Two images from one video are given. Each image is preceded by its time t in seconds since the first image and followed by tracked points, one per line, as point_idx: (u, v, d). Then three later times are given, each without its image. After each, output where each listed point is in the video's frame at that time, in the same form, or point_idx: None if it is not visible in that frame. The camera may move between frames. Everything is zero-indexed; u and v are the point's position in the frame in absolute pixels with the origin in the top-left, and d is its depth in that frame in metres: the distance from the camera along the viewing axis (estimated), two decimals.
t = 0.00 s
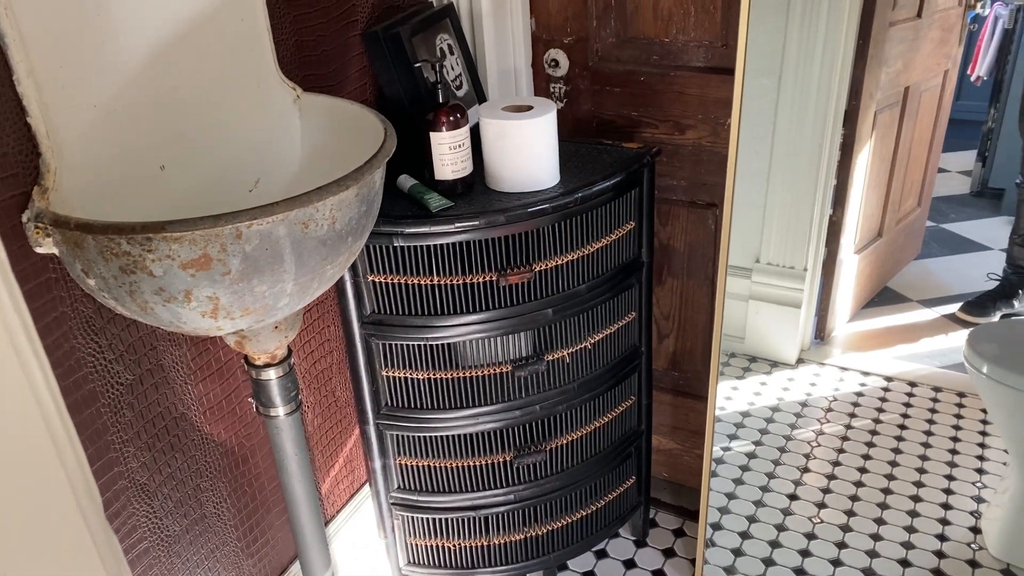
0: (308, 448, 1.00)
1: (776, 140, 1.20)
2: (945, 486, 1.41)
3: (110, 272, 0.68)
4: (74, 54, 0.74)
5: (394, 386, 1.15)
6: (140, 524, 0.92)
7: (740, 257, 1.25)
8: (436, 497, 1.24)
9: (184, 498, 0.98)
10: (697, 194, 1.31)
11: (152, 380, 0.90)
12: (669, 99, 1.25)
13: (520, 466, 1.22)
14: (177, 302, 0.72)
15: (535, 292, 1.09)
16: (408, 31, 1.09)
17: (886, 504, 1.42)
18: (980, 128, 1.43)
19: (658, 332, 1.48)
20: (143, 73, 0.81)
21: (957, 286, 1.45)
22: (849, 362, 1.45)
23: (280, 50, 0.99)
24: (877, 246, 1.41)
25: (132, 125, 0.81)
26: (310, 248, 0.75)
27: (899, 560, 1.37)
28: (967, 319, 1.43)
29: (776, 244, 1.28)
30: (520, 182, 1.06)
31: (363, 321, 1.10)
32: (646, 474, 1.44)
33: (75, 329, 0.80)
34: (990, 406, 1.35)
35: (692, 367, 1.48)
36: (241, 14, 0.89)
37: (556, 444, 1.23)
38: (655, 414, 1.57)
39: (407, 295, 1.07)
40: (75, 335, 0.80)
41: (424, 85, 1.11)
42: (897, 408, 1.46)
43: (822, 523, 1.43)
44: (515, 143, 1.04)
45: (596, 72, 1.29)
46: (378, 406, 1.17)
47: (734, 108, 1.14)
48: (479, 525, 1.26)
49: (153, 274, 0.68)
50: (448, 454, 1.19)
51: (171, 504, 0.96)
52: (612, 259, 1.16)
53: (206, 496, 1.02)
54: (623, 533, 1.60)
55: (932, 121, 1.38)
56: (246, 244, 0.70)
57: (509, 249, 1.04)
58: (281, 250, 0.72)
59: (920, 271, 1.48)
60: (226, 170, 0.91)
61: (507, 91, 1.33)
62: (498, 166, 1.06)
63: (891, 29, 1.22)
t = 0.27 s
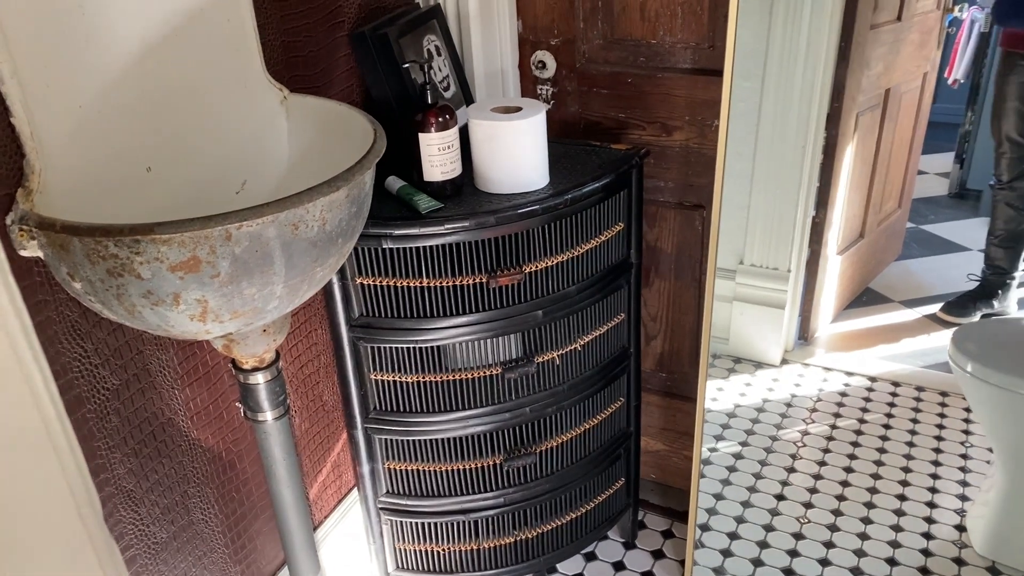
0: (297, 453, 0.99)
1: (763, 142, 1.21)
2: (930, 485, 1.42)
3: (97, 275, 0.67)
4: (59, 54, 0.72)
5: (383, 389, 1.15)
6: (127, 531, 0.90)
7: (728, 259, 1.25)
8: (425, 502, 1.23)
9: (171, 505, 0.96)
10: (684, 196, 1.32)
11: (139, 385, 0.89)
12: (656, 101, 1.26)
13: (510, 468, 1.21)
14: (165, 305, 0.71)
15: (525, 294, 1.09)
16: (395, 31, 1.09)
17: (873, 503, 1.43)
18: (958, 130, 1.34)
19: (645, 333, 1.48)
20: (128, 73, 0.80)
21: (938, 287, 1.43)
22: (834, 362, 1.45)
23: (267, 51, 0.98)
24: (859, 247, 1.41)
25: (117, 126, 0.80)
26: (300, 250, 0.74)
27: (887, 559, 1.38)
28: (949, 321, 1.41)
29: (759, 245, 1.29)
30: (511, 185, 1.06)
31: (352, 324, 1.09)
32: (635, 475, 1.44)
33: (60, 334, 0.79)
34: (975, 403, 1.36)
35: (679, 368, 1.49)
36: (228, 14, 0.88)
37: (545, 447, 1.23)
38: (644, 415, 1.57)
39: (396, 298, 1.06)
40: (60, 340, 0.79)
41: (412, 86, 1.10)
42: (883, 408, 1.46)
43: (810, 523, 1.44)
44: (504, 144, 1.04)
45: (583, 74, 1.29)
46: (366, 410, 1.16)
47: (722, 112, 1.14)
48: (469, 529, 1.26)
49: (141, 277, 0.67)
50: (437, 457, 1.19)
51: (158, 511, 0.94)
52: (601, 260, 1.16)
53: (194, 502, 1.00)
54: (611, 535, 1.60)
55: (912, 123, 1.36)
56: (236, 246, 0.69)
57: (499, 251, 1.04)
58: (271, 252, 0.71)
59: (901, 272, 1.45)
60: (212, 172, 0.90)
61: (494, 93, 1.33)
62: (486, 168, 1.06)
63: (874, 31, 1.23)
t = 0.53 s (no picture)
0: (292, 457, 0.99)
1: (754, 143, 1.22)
2: (918, 484, 1.44)
3: (95, 280, 0.67)
4: (55, 57, 0.72)
5: (378, 393, 1.14)
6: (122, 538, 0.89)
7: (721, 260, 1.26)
8: (420, 505, 1.22)
9: (167, 511, 0.95)
10: (677, 198, 1.32)
11: (135, 390, 0.88)
12: (648, 104, 1.26)
13: (505, 471, 1.21)
14: (163, 309, 0.70)
15: (521, 296, 1.09)
16: (389, 34, 1.09)
17: (863, 502, 1.44)
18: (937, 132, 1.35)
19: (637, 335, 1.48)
20: (124, 76, 0.79)
21: (921, 287, 1.45)
22: (820, 363, 1.46)
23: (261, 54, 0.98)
24: (844, 249, 1.42)
25: (113, 129, 0.79)
26: (299, 253, 0.74)
27: (878, 557, 1.39)
28: (933, 321, 1.44)
29: (746, 246, 1.29)
30: (504, 186, 1.06)
31: (347, 327, 1.09)
32: (629, 477, 1.44)
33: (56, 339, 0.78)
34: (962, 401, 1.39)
35: (671, 369, 1.49)
36: (223, 16, 0.88)
37: (541, 449, 1.23)
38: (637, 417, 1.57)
39: (392, 301, 1.06)
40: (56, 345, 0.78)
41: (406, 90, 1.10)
42: (869, 408, 1.48)
43: (801, 522, 1.45)
44: (498, 146, 1.04)
45: (575, 76, 1.30)
46: (360, 413, 1.16)
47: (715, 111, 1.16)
48: (464, 533, 1.25)
49: (140, 281, 0.67)
50: (433, 461, 1.18)
51: (153, 517, 0.93)
52: (596, 262, 1.16)
53: (189, 508, 0.99)
54: (604, 537, 1.60)
55: (895, 124, 1.38)
56: (235, 250, 0.68)
57: (495, 254, 1.04)
58: (271, 255, 0.71)
59: (885, 273, 1.47)
60: (207, 175, 0.90)
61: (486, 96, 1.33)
62: (479, 170, 1.06)
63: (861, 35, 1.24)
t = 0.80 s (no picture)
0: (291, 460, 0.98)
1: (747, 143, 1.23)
2: (910, 481, 1.44)
3: (96, 281, 0.66)
4: (54, 58, 0.71)
5: (376, 395, 1.14)
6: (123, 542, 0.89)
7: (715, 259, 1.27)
8: (418, 508, 1.22)
9: (166, 514, 0.95)
10: (671, 198, 1.33)
11: (134, 394, 0.87)
12: (642, 105, 1.27)
13: (503, 472, 1.22)
14: (165, 311, 0.70)
15: (519, 297, 1.09)
16: (385, 35, 1.08)
17: (856, 500, 1.45)
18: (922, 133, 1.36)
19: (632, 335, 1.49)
20: (122, 78, 0.79)
21: (909, 286, 1.44)
22: (811, 362, 1.47)
23: (258, 55, 0.97)
24: (832, 249, 1.43)
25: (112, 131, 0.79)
26: (302, 254, 0.73)
27: (872, 554, 1.42)
28: (921, 320, 1.43)
29: (735, 245, 1.31)
30: (501, 188, 1.06)
31: (344, 329, 1.09)
32: (625, 477, 1.44)
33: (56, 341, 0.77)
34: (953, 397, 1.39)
35: (666, 369, 1.50)
36: (222, 17, 0.87)
37: (538, 449, 1.24)
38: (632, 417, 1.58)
39: (389, 303, 1.06)
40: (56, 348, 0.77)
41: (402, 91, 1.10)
42: (860, 406, 1.47)
43: (795, 521, 1.46)
44: (495, 147, 1.04)
45: (569, 77, 1.30)
46: (357, 415, 1.15)
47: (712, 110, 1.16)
48: (461, 534, 1.25)
49: (142, 283, 0.66)
50: (430, 462, 1.18)
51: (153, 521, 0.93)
52: (592, 263, 1.16)
53: (188, 512, 0.99)
54: (600, 537, 1.60)
55: (881, 124, 1.38)
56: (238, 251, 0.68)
57: (493, 255, 1.04)
58: (274, 256, 0.71)
59: (872, 273, 1.46)
60: (205, 177, 0.89)
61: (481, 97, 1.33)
62: (477, 172, 1.06)
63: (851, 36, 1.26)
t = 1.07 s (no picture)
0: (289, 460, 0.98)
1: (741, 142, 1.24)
2: (902, 477, 1.45)
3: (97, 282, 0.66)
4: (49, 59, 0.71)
5: (373, 395, 1.14)
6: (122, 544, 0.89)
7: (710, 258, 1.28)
8: (415, 507, 1.22)
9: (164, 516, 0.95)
10: (665, 197, 1.34)
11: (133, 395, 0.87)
12: (636, 105, 1.28)
13: (500, 471, 1.22)
14: (166, 311, 0.70)
15: (515, 295, 1.09)
16: (381, 36, 1.09)
17: (848, 496, 1.45)
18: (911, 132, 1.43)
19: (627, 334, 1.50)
20: (119, 78, 0.79)
21: (900, 284, 1.50)
22: (802, 360, 1.48)
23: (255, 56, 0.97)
24: (821, 248, 1.46)
25: (108, 132, 0.79)
26: (302, 253, 0.74)
27: (865, 550, 1.42)
28: (910, 318, 1.47)
29: (727, 245, 1.31)
30: (497, 188, 1.07)
31: (341, 329, 1.09)
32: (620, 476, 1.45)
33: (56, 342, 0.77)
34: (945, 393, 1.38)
35: (660, 367, 1.51)
36: (219, 18, 0.87)
37: (535, 448, 1.24)
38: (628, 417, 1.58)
39: (387, 303, 1.06)
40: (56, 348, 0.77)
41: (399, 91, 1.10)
42: (852, 403, 1.48)
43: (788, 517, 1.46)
44: (492, 147, 1.04)
45: (564, 78, 1.31)
46: (354, 415, 1.15)
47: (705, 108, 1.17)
48: (458, 534, 1.25)
49: (143, 283, 0.66)
50: (427, 462, 1.18)
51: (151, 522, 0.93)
52: (588, 262, 1.17)
53: (186, 513, 0.99)
54: (596, 536, 1.61)
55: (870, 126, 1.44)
56: (240, 251, 0.68)
57: (490, 254, 1.04)
58: (275, 256, 0.71)
59: (862, 272, 1.53)
60: (203, 178, 0.89)
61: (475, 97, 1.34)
62: (473, 173, 1.07)
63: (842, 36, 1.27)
